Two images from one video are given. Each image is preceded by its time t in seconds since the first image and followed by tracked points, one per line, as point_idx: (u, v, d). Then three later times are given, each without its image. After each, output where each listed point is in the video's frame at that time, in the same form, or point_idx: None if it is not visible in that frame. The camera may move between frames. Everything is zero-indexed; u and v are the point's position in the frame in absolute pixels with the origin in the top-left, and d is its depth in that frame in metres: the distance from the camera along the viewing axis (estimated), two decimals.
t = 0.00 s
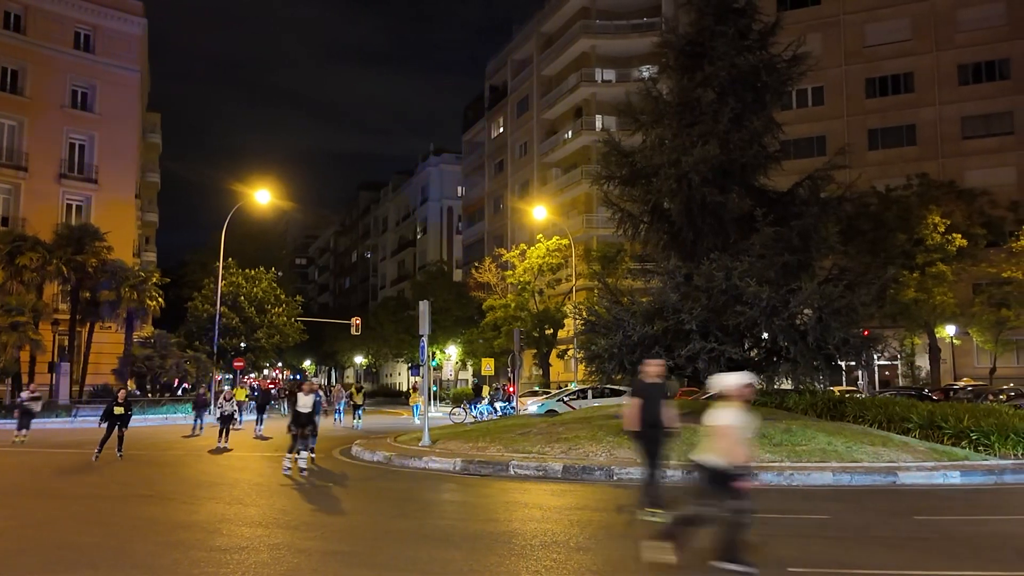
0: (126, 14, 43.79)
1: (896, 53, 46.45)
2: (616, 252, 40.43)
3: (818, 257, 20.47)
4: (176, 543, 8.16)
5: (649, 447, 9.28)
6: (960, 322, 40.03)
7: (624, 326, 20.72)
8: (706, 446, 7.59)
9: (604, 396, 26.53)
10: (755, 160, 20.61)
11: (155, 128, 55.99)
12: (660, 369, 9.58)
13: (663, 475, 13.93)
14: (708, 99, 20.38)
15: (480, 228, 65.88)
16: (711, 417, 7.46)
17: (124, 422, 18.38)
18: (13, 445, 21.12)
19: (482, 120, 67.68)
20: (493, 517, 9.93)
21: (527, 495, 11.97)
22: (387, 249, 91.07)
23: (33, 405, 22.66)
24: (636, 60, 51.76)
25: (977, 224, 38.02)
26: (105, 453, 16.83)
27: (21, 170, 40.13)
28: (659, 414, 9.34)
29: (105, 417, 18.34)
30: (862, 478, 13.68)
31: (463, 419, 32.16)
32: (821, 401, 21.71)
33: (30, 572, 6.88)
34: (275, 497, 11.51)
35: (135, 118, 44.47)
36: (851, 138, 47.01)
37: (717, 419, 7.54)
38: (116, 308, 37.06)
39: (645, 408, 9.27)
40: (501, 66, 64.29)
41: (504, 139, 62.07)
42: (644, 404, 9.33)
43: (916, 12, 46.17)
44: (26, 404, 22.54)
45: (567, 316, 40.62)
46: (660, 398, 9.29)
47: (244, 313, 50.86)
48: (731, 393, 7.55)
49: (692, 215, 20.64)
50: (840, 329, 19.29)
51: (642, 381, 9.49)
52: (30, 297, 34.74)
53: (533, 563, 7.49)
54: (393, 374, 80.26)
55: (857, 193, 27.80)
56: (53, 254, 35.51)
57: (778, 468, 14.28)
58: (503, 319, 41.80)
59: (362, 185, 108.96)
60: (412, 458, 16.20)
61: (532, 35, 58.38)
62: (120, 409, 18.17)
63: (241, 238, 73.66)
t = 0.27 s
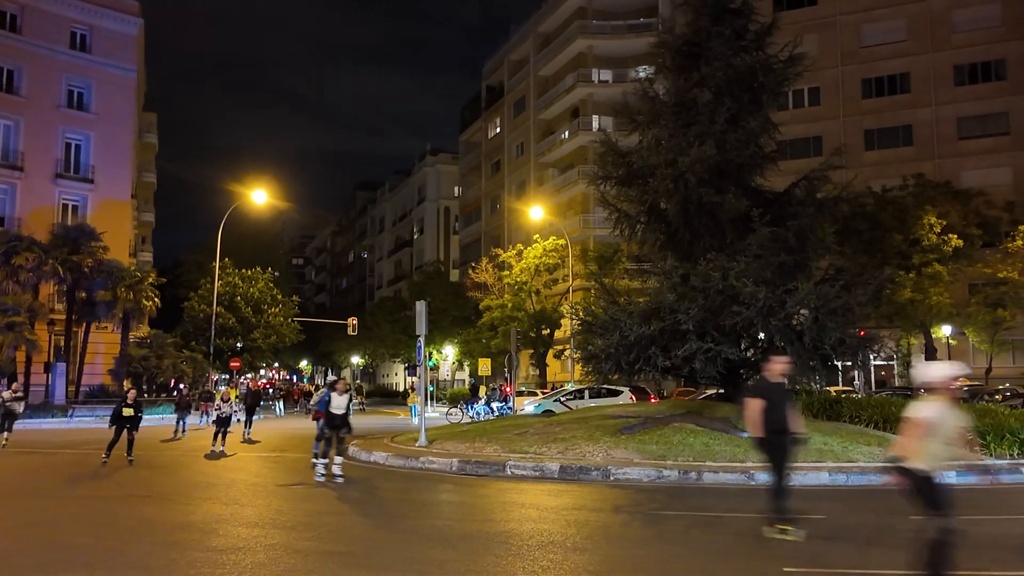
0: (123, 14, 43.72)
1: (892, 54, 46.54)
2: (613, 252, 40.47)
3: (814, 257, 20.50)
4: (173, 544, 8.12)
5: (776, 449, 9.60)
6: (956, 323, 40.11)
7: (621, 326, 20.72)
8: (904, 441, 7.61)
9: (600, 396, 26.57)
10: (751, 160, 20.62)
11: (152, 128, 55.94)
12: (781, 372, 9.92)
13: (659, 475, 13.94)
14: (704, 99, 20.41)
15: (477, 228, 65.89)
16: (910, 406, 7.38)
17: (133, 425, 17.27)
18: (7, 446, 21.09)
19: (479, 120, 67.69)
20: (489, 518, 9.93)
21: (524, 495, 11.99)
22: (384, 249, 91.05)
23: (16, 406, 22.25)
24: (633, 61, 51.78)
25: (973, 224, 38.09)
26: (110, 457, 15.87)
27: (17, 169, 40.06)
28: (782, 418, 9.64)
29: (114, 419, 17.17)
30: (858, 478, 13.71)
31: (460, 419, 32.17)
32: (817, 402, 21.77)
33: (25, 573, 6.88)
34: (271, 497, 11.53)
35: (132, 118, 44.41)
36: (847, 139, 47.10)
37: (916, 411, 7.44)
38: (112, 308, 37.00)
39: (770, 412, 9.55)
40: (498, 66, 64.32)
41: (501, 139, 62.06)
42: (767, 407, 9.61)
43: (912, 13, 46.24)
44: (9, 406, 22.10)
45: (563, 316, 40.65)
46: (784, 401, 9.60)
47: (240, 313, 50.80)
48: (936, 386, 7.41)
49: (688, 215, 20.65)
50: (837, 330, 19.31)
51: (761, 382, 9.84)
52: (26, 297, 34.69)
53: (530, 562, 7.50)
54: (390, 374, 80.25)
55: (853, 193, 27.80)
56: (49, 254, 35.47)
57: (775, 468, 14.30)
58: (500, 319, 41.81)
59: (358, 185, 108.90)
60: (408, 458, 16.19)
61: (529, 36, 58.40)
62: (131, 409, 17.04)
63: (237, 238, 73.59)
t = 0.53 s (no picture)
0: (120, 14, 43.67)
1: (889, 55, 46.61)
2: (610, 252, 40.49)
3: (811, 257, 20.53)
4: (170, 544, 8.12)
5: (935, 457, 8.41)
6: (952, 323, 40.16)
7: (619, 326, 20.72)
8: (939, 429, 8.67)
9: (598, 397, 26.59)
10: (749, 161, 20.65)
11: (149, 128, 55.88)
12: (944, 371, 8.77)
13: (657, 475, 13.95)
14: (702, 99, 20.42)
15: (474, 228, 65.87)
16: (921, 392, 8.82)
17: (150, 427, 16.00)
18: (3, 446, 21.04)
19: (476, 120, 67.67)
20: (487, 518, 9.95)
21: (522, 495, 12.00)
22: (382, 249, 90.99)
23: (5, 406, 22.16)
24: (630, 61, 51.80)
25: (970, 225, 38.12)
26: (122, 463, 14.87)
27: (14, 169, 40.00)
28: (943, 421, 8.45)
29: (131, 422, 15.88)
30: (855, 478, 13.73)
31: (457, 419, 32.18)
32: (814, 402, 21.79)
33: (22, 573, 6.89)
34: (269, 497, 11.55)
35: (129, 118, 44.37)
36: (844, 139, 47.15)
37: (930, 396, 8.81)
38: (109, 308, 36.94)
39: (934, 415, 8.33)
40: (496, 66, 64.34)
41: (499, 139, 62.06)
42: (928, 409, 8.41)
43: (909, 14, 46.30)
44: None
45: (560, 316, 40.66)
46: (944, 401, 8.38)
47: (237, 313, 50.77)
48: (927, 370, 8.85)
49: (686, 215, 20.66)
50: (834, 330, 19.34)
51: (919, 381, 8.76)
52: (23, 297, 34.64)
53: (528, 563, 7.50)
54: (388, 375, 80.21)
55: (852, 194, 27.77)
56: (46, 254, 35.44)
57: (772, 468, 14.31)
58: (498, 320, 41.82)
59: (356, 184, 108.81)
60: (406, 458, 16.20)
61: (526, 36, 58.41)
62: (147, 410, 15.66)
63: (234, 238, 73.52)
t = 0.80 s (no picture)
0: (118, 13, 43.60)
1: (886, 55, 46.67)
2: (608, 252, 40.48)
3: (808, 257, 20.55)
4: (167, 544, 8.11)
5: None
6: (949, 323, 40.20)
7: (616, 326, 20.72)
8: None
9: (596, 396, 26.59)
10: (746, 161, 20.68)
11: (146, 128, 55.80)
12: None
13: (655, 475, 13.97)
14: (699, 100, 20.42)
15: (472, 228, 65.86)
16: None
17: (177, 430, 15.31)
18: None
19: (474, 120, 67.66)
20: (484, 518, 9.95)
21: (519, 495, 12.01)
22: (379, 249, 90.92)
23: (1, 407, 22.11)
24: (628, 61, 51.82)
25: (966, 225, 38.17)
26: (154, 469, 13.89)
27: (10, 169, 39.93)
28: None
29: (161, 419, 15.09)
30: (852, 478, 13.75)
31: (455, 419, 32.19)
32: (811, 402, 21.81)
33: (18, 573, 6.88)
34: (266, 497, 11.57)
35: (126, 118, 44.30)
36: (841, 139, 47.21)
37: None
38: (106, 308, 36.90)
39: None
40: (493, 66, 64.33)
41: (496, 140, 62.04)
42: None
43: (906, 15, 46.34)
44: None
45: (558, 315, 40.65)
46: None
47: (234, 313, 50.71)
48: None
49: (683, 216, 20.67)
50: (831, 330, 19.36)
51: None
52: (20, 297, 34.58)
53: (525, 563, 7.51)
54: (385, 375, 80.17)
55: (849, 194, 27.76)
56: (43, 254, 35.38)
57: (770, 468, 14.33)
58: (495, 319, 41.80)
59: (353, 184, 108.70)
60: (403, 458, 16.19)
61: (524, 36, 58.40)
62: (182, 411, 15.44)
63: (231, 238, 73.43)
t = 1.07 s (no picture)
0: (115, 13, 43.56)
1: (884, 55, 46.73)
2: (606, 252, 40.50)
3: (806, 258, 20.57)
4: (164, 544, 8.10)
5: None
6: (947, 323, 40.26)
7: (614, 326, 20.73)
8: None
9: (594, 397, 26.62)
10: (744, 161, 20.70)
11: (144, 127, 55.78)
12: None
13: (653, 475, 13.97)
14: (697, 100, 20.44)
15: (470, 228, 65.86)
16: None
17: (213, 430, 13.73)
18: None
19: (472, 120, 67.65)
20: (482, 518, 9.94)
21: (517, 495, 12.02)
22: (377, 249, 90.91)
23: None
24: (626, 61, 51.85)
25: (964, 226, 38.21)
26: (191, 475, 12.86)
27: (8, 168, 39.89)
28: None
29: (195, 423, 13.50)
30: (849, 478, 13.76)
31: (453, 419, 32.22)
32: (809, 402, 21.83)
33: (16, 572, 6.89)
34: (264, 497, 11.56)
35: (123, 118, 44.26)
36: (839, 140, 47.25)
37: None
38: (104, 308, 36.88)
39: None
40: (491, 66, 64.33)
41: (494, 140, 62.06)
42: None
43: (903, 15, 46.40)
44: None
45: (556, 315, 40.66)
46: None
47: (232, 313, 50.68)
48: None
49: (682, 216, 20.67)
50: (829, 330, 19.38)
51: None
52: (17, 297, 34.54)
53: (523, 563, 7.51)
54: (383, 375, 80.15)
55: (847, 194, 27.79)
56: (41, 254, 35.36)
57: (767, 468, 14.35)
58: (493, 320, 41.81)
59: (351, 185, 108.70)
60: (401, 459, 16.16)
61: (522, 36, 58.42)
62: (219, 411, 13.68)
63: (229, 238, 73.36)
